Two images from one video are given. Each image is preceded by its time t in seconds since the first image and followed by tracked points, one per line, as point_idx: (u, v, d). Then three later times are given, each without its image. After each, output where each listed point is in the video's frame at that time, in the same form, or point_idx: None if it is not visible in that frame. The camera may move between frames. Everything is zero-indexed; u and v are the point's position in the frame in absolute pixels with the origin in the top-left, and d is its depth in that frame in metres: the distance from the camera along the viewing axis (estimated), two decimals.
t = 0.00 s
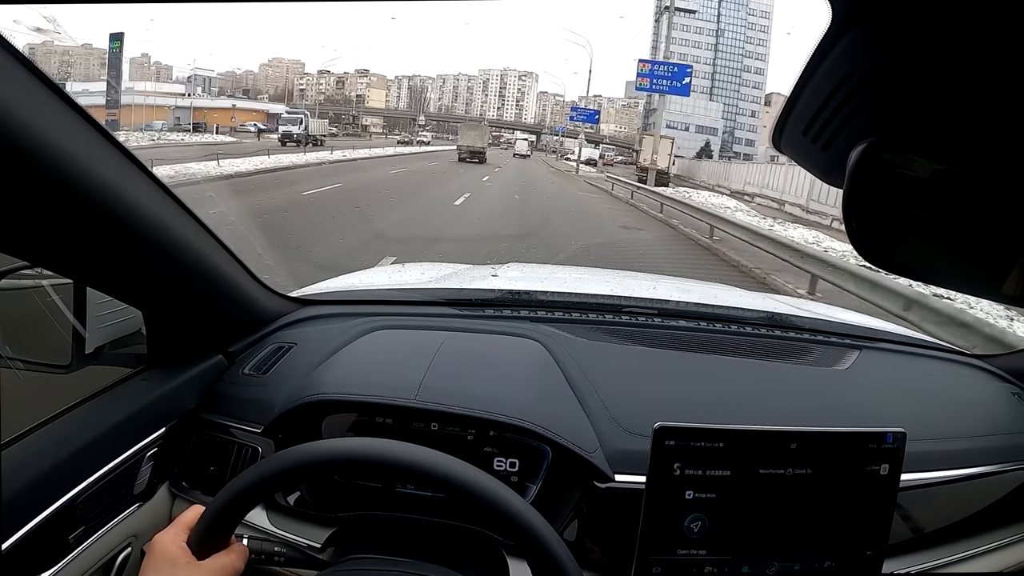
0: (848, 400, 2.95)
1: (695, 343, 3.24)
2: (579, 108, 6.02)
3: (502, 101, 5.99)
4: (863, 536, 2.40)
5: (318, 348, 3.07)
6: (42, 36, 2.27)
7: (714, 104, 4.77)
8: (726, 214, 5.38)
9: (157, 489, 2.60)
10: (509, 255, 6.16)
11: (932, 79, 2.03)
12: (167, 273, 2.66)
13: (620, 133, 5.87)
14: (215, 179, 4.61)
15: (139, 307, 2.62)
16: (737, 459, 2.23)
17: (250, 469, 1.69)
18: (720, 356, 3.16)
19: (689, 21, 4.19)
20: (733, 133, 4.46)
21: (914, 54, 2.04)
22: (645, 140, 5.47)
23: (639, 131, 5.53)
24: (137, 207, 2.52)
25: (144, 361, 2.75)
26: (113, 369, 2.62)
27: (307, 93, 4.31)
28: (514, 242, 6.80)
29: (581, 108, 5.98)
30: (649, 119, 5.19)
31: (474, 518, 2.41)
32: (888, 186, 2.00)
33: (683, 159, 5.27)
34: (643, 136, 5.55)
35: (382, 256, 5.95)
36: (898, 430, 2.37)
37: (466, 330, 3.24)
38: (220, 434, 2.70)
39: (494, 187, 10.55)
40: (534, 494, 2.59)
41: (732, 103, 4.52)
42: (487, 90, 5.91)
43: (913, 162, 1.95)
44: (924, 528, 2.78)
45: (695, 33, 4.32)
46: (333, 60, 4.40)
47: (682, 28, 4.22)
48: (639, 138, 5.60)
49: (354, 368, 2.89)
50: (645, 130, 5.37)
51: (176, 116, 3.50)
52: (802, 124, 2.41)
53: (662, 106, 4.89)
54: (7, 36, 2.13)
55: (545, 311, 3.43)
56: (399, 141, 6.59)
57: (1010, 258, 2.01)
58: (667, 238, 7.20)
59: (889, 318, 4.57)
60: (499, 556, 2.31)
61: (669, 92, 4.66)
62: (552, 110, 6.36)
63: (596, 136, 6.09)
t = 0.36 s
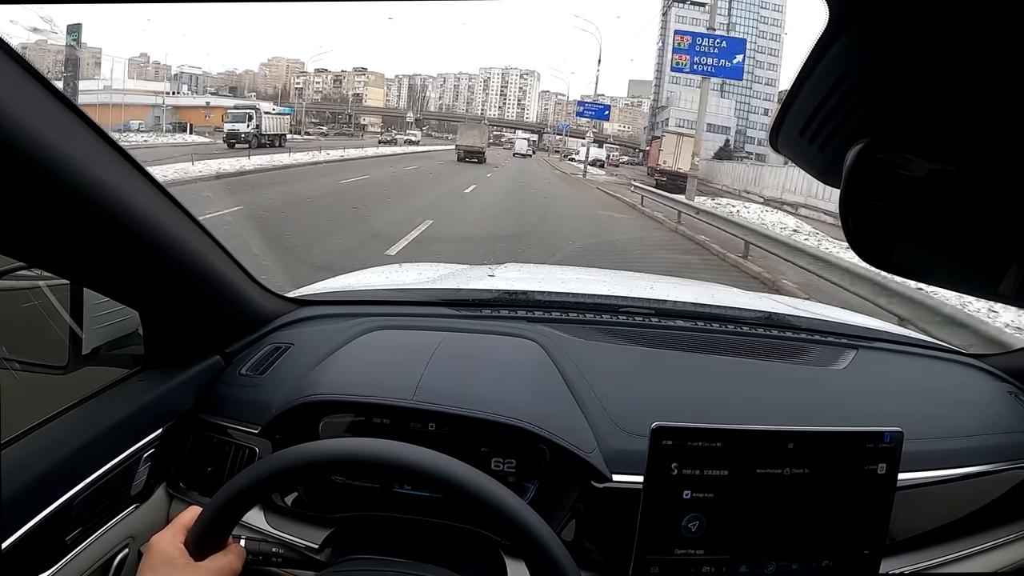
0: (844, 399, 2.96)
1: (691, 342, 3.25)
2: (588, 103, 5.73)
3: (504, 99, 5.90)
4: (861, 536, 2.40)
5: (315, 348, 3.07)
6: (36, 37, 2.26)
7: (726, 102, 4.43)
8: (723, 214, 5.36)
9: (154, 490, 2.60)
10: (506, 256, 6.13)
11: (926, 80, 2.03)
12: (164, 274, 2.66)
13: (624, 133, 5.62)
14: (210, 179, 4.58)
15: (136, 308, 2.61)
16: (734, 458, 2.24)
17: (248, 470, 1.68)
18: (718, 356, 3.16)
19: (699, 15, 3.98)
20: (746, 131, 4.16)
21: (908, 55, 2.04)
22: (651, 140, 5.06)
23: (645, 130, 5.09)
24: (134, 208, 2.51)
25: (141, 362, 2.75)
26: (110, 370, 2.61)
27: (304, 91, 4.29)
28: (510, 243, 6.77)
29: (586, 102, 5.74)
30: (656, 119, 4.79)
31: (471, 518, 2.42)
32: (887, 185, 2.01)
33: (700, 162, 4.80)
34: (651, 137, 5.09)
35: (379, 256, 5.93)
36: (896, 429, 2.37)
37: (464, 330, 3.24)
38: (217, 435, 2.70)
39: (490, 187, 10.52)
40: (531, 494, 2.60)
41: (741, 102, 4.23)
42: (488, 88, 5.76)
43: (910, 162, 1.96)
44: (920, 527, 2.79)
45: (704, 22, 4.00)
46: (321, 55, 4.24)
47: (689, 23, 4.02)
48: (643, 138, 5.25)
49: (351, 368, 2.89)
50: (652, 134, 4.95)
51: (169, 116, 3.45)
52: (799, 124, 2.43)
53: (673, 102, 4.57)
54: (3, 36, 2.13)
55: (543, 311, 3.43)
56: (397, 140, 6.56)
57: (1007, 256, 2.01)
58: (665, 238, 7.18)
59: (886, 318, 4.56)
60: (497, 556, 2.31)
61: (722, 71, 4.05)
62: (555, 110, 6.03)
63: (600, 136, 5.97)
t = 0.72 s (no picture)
0: (840, 400, 2.96)
1: (688, 343, 3.25)
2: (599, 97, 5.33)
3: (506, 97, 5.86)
4: (856, 537, 2.41)
5: (311, 349, 3.07)
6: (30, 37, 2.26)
7: (739, 100, 4.04)
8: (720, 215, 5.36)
9: (150, 490, 2.60)
10: (502, 257, 6.13)
11: (920, 82, 2.05)
12: (161, 274, 2.66)
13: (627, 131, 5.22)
14: (207, 178, 4.57)
15: (132, 308, 2.61)
16: (730, 459, 2.24)
17: (245, 470, 1.67)
18: (714, 357, 3.16)
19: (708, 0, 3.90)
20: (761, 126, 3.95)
21: (903, 57, 2.05)
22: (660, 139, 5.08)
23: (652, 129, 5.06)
24: (131, 208, 2.51)
25: (137, 362, 2.74)
26: (106, 370, 2.60)
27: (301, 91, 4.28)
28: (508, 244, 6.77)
29: (595, 95, 5.13)
30: (665, 117, 4.84)
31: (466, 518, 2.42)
32: (882, 186, 2.00)
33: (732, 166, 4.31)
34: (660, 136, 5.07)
35: (376, 257, 5.93)
36: (892, 430, 2.37)
37: (460, 331, 3.24)
38: (213, 435, 2.69)
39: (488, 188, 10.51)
40: (527, 495, 2.59)
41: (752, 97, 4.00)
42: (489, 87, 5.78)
43: (905, 164, 1.96)
44: (916, 527, 2.79)
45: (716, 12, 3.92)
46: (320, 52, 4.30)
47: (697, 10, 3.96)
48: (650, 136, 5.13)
49: (347, 369, 2.89)
50: (659, 133, 5.01)
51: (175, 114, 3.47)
52: (799, 120, 2.43)
53: (684, 98, 4.62)
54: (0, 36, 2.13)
55: (540, 312, 3.43)
56: (396, 139, 6.55)
57: (1004, 256, 2.01)
58: (663, 239, 7.18)
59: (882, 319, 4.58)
60: (493, 556, 2.31)
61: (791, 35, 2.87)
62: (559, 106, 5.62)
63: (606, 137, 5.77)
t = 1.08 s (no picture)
0: (839, 401, 2.97)
1: (687, 345, 3.25)
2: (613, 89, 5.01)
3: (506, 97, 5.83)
4: (855, 538, 2.41)
5: (310, 351, 3.07)
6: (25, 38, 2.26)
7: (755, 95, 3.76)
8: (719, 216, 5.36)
9: (148, 492, 2.59)
10: (500, 258, 6.13)
11: (918, 84, 2.06)
12: (159, 276, 2.65)
13: (633, 130, 5.32)
14: (205, 178, 4.56)
15: (131, 309, 2.61)
16: (729, 461, 2.24)
17: (242, 472, 1.66)
18: (713, 359, 3.16)
19: None
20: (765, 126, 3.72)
21: (901, 59, 2.06)
22: (671, 138, 4.98)
23: (661, 127, 5.01)
24: (130, 209, 2.51)
25: (136, 363, 2.73)
26: (104, 371, 2.60)
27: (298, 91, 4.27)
28: (506, 245, 6.77)
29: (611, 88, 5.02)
30: (675, 116, 4.75)
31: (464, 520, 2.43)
32: (881, 188, 1.98)
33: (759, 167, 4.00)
34: (670, 133, 4.96)
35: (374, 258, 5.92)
36: (890, 432, 2.38)
37: (459, 332, 3.24)
38: (211, 437, 2.69)
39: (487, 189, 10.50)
40: (526, 497, 2.59)
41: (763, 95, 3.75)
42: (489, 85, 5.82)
43: (904, 166, 1.93)
44: (914, 529, 2.79)
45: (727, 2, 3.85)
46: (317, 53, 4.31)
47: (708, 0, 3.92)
48: (659, 135, 5.08)
49: (346, 370, 2.89)
50: (669, 131, 4.90)
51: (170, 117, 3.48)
52: (799, 120, 2.46)
53: (696, 95, 4.46)
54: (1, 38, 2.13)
55: (537, 314, 3.43)
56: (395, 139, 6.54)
57: (1003, 258, 2.00)
58: (661, 240, 7.18)
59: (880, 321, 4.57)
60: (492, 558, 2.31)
61: None
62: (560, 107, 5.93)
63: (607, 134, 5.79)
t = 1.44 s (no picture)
0: (837, 403, 2.97)
1: (685, 347, 3.25)
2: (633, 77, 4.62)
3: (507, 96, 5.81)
4: (852, 541, 2.41)
5: (308, 350, 3.06)
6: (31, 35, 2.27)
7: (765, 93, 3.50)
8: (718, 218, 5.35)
9: (146, 491, 2.59)
10: (499, 259, 6.12)
11: (918, 87, 2.07)
12: (158, 274, 2.65)
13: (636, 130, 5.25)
14: (203, 177, 4.56)
15: (129, 307, 2.60)
16: (727, 462, 2.24)
17: (239, 471, 1.65)
18: (712, 361, 3.16)
19: None
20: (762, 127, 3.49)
21: (902, 63, 2.07)
22: (681, 138, 4.85)
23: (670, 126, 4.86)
24: (130, 208, 2.51)
25: (133, 362, 2.73)
26: (101, 370, 2.59)
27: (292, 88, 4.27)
28: (505, 246, 6.76)
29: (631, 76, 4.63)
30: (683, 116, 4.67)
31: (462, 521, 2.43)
32: (879, 191, 1.98)
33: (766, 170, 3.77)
34: (679, 132, 4.80)
35: (372, 258, 5.92)
36: (888, 435, 2.38)
37: (457, 333, 3.24)
38: (209, 436, 2.69)
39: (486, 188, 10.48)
40: (523, 497, 2.59)
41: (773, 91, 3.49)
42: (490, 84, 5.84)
43: (903, 169, 1.94)
44: (912, 532, 2.79)
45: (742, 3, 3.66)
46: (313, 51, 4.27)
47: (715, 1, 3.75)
48: (668, 134, 4.91)
49: (344, 370, 2.89)
50: (677, 130, 4.79)
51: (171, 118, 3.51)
52: (800, 120, 2.46)
53: (709, 92, 4.31)
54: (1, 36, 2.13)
55: (536, 315, 3.43)
56: (395, 139, 6.53)
57: (999, 263, 2.00)
58: (660, 242, 7.17)
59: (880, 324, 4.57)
60: (489, 560, 2.31)
61: None
62: (561, 107, 5.92)
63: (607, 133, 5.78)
